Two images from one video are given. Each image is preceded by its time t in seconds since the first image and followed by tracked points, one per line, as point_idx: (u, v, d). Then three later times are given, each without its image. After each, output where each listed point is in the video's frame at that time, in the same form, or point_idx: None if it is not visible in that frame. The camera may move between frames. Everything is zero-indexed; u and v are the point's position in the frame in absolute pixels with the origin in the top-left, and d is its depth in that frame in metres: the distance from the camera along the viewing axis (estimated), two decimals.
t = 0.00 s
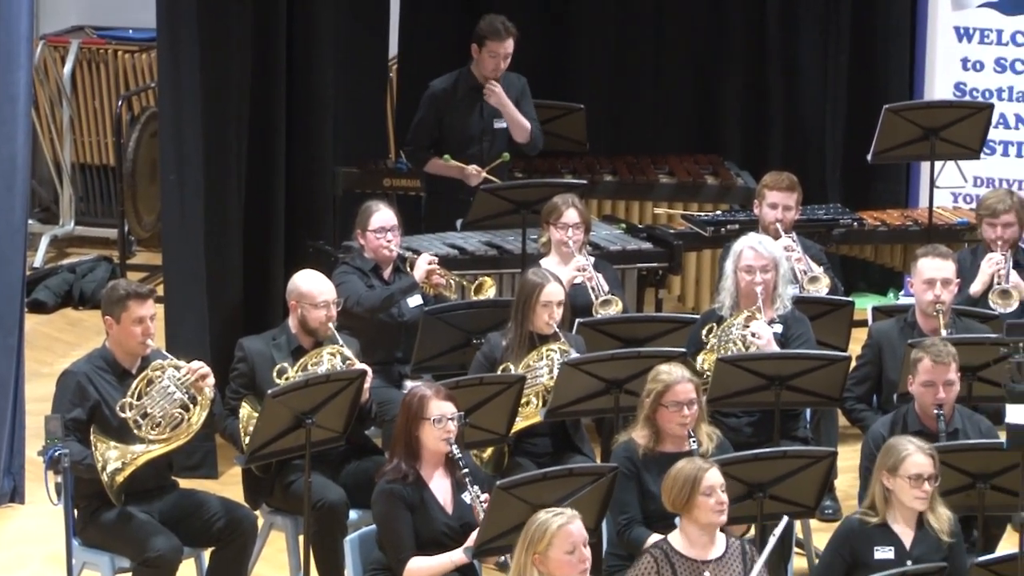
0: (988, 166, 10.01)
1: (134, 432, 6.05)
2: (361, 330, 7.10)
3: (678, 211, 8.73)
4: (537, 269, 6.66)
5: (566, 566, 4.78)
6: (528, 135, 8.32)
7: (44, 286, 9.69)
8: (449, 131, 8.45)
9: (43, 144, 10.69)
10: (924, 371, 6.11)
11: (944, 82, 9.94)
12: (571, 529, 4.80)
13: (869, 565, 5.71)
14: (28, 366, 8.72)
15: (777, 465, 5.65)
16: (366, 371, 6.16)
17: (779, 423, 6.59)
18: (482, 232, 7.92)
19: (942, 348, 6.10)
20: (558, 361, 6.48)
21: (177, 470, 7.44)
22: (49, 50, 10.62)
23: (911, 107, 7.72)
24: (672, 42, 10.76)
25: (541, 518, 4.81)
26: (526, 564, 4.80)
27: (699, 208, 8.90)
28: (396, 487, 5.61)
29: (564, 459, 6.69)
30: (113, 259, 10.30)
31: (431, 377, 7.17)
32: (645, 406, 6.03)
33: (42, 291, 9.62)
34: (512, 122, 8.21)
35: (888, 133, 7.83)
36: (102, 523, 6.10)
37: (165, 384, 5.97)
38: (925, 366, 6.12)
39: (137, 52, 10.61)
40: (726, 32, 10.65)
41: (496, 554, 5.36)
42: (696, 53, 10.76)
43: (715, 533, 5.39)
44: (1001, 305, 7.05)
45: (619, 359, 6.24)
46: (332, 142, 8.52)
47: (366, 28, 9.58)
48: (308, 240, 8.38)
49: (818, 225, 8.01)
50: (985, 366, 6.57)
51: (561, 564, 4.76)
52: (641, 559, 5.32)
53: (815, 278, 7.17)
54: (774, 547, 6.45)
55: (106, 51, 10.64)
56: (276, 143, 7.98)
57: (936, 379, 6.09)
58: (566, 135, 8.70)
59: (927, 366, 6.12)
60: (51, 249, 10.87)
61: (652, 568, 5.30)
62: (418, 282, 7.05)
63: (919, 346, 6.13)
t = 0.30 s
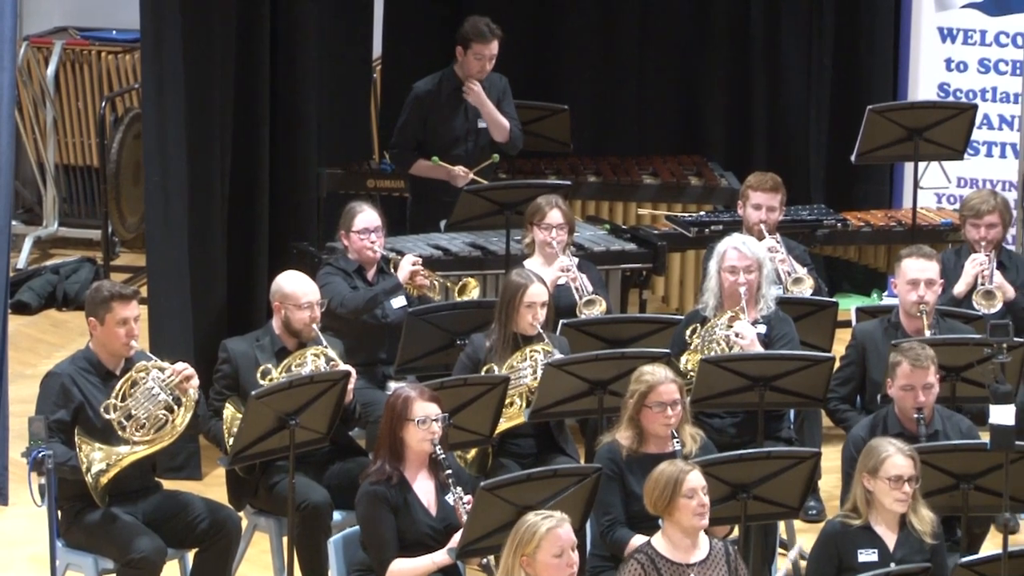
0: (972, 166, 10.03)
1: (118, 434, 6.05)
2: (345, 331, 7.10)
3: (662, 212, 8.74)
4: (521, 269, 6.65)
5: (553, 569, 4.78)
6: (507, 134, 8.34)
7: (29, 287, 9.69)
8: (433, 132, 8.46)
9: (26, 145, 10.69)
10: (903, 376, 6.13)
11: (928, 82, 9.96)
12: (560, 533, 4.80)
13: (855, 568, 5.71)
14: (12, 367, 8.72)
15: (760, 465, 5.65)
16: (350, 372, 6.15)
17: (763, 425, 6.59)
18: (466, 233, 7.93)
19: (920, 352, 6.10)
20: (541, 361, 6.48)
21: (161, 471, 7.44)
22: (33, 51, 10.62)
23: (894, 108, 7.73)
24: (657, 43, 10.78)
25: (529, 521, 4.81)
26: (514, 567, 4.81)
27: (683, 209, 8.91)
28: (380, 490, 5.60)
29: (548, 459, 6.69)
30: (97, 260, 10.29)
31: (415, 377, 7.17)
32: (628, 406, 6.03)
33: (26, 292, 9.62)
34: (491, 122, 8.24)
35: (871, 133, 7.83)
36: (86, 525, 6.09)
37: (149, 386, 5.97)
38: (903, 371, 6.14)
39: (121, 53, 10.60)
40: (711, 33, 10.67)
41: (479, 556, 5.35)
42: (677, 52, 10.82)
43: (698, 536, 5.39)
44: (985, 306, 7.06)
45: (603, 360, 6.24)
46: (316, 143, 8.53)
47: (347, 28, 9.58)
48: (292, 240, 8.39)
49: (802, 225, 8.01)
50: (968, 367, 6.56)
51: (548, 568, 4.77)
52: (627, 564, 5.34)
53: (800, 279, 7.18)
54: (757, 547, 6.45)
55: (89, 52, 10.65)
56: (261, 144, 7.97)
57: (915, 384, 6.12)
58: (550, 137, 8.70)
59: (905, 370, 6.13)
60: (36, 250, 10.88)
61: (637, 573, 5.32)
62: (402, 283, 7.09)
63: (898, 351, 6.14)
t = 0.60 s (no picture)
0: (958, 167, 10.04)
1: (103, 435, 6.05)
2: (331, 332, 7.10)
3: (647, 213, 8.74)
4: (506, 270, 6.65)
5: (542, 572, 4.80)
6: (492, 133, 8.36)
7: (14, 288, 9.68)
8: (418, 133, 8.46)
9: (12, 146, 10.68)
10: (878, 379, 6.16)
11: (913, 83, 9.97)
12: (552, 536, 4.82)
13: (841, 569, 5.73)
14: None
15: (745, 466, 5.65)
16: (336, 373, 6.15)
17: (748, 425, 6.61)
18: (452, 234, 7.93)
19: (895, 355, 6.14)
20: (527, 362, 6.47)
21: (146, 472, 7.44)
22: (18, 52, 10.60)
23: (879, 108, 7.72)
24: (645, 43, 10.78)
25: (521, 523, 4.83)
26: (504, 569, 4.82)
27: (668, 210, 8.91)
28: (364, 492, 5.60)
29: (534, 460, 6.69)
30: (82, 261, 10.28)
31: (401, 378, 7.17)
32: (614, 407, 6.03)
33: (11, 293, 9.60)
34: (476, 120, 8.25)
35: (857, 134, 7.84)
36: (71, 526, 6.09)
37: (135, 386, 5.97)
38: (878, 374, 6.17)
39: (106, 54, 10.58)
40: (697, 34, 10.67)
41: (463, 558, 5.35)
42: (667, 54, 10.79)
43: (684, 538, 5.40)
44: (970, 306, 7.05)
45: (589, 360, 6.24)
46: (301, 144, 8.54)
47: (335, 29, 9.58)
48: (278, 242, 8.38)
49: (787, 226, 8.01)
50: (954, 367, 6.56)
51: (537, 571, 4.78)
52: (615, 566, 5.34)
53: (785, 279, 7.20)
54: (743, 548, 6.46)
55: (75, 53, 10.63)
56: (248, 145, 7.98)
57: (890, 387, 6.15)
58: (536, 138, 8.71)
59: (881, 374, 6.17)
60: (21, 252, 10.87)
61: None
62: (388, 284, 7.06)
63: (873, 354, 6.17)
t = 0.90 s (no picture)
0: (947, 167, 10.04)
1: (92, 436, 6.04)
2: (321, 334, 7.09)
3: (637, 214, 8.74)
4: (496, 271, 6.65)
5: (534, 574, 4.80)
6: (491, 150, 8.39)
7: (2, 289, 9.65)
8: (407, 134, 8.45)
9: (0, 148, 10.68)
10: (866, 380, 6.16)
11: (902, 84, 9.97)
12: (545, 539, 4.81)
13: (831, 570, 5.74)
14: None
15: (735, 467, 5.65)
16: (325, 374, 6.15)
17: (738, 425, 6.61)
18: (442, 235, 7.93)
19: (882, 356, 6.14)
20: (517, 364, 6.46)
21: (135, 474, 7.43)
22: (7, 53, 10.60)
23: (870, 109, 7.73)
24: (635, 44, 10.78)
25: (513, 525, 4.83)
26: (496, 571, 4.82)
27: (658, 211, 8.91)
28: (353, 493, 5.59)
29: (523, 461, 6.68)
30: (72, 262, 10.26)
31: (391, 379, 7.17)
32: (604, 408, 6.03)
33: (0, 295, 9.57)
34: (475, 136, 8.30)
35: (846, 135, 7.83)
36: (60, 527, 6.09)
37: (124, 387, 5.96)
38: (866, 375, 6.16)
39: (95, 55, 10.57)
40: (687, 35, 10.68)
41: (452, 559, 5.34)
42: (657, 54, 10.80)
43: (676, 540, 5.40)
44: (960, 307, 7.05)
45: (578, 361, 6.24)
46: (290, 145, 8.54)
47: (326, 28, 9.58)
48: (268, 243, 8.38)
49: (776, 227, 8.00)
50: (943, 368, 6.56)
51: (529, 572, 4.78)
52: (607, 568, 5.34)
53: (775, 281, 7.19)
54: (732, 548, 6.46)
55: (64, 54, 10.61)
56: (237, 146, 7.97)
57: (878, 388, 6.14)
58: (525, 139, 8.71)
59: (869, 374, 6.16)
60: (10, 253, 10.87)
61: None
62: (378, 285, 7.09)
63: (860, 355, 6.17)
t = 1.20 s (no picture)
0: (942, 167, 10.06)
1: (87, 436, 6.04)
2: (316, 334, 7.08)
3: (631, 214, 8.75)
4: (492, 271, 6.65)
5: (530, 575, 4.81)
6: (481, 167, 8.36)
7: None
8: (402, 134, 8.45)
9: None
10: (860, 379, 6.16)
11: (897, 85, 9.97)
12: (541, 540, 4.82)
13: (826, 570, 5.74)
14: None
15: (730, 467, 5.65)
16: (321, 374, 6.15)
17: (733, 425, 6.61)
18: (437, 235, 7.92)
19: (876, 355, 6.14)
20: (512, 364, 6.46)
21: (130, 474, 7.43)
22: (2, 54, 10.60)
23: (865, 109, 7.73)
24: (629, 44, 10.78)
25: (510, 525, 4.83)
26: (493, 571, 4.83)
27: (653, 211, 8.91)
28: (349, 494, 5.59)
29: (519, 462, 6.68)
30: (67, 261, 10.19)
31: (386, 379, 7.17)
32: (599, 408, 6.03)
33: None
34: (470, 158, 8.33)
35: (841, 135, 7.83)
36: (55, 528, 6.09)
37: (119, 388, 5.96)
38: (859, 374, 6.17)
39: (90, 55, 10.57)
40: (681, 35, 10.68)
41: (448, 559, 5.35)
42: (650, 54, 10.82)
43: (672, 541, 5.41)
44: (955, 307, 7.04)
45: (573, 361, 6.24)
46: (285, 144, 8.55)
47: (319, 27, 9.58)
48: (263, 243, 8.37)
49: (771, 227, 7.99)
50: (939, 368, 6.56)
51: (526, 573, 4.79)
52: (603, 569, 5.35)
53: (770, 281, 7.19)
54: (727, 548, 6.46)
55: (59, 55, 10.61)
56: (231, 146, 7.97)
57: (872, 387, 6.16)
58: (521, 140, 8.72)
59: (862, 374, 6.17)
60: (5, 253, 10.86)
61: None
62: (373, 286, 7.08)
63: (854, 354, 6.18)
